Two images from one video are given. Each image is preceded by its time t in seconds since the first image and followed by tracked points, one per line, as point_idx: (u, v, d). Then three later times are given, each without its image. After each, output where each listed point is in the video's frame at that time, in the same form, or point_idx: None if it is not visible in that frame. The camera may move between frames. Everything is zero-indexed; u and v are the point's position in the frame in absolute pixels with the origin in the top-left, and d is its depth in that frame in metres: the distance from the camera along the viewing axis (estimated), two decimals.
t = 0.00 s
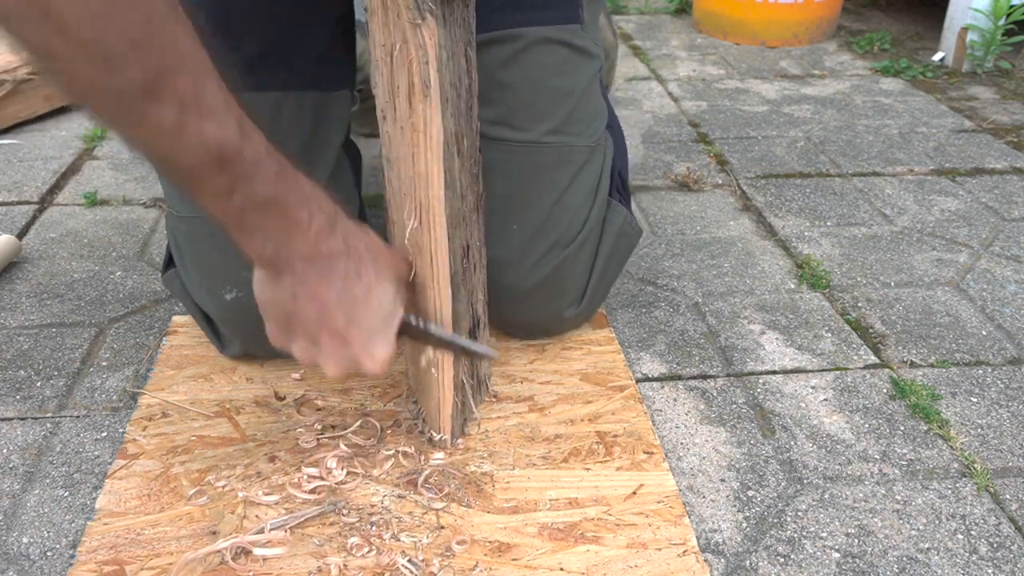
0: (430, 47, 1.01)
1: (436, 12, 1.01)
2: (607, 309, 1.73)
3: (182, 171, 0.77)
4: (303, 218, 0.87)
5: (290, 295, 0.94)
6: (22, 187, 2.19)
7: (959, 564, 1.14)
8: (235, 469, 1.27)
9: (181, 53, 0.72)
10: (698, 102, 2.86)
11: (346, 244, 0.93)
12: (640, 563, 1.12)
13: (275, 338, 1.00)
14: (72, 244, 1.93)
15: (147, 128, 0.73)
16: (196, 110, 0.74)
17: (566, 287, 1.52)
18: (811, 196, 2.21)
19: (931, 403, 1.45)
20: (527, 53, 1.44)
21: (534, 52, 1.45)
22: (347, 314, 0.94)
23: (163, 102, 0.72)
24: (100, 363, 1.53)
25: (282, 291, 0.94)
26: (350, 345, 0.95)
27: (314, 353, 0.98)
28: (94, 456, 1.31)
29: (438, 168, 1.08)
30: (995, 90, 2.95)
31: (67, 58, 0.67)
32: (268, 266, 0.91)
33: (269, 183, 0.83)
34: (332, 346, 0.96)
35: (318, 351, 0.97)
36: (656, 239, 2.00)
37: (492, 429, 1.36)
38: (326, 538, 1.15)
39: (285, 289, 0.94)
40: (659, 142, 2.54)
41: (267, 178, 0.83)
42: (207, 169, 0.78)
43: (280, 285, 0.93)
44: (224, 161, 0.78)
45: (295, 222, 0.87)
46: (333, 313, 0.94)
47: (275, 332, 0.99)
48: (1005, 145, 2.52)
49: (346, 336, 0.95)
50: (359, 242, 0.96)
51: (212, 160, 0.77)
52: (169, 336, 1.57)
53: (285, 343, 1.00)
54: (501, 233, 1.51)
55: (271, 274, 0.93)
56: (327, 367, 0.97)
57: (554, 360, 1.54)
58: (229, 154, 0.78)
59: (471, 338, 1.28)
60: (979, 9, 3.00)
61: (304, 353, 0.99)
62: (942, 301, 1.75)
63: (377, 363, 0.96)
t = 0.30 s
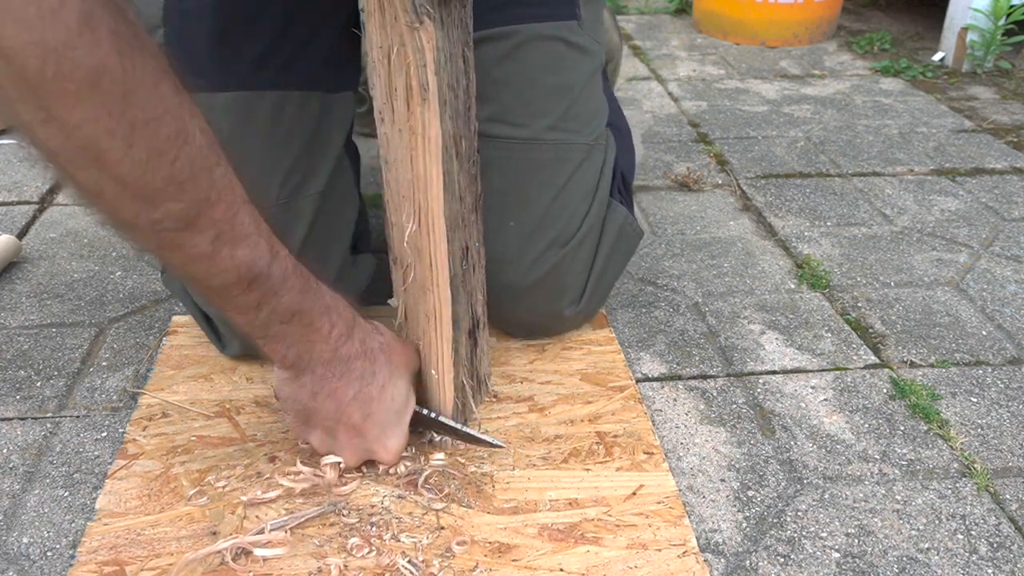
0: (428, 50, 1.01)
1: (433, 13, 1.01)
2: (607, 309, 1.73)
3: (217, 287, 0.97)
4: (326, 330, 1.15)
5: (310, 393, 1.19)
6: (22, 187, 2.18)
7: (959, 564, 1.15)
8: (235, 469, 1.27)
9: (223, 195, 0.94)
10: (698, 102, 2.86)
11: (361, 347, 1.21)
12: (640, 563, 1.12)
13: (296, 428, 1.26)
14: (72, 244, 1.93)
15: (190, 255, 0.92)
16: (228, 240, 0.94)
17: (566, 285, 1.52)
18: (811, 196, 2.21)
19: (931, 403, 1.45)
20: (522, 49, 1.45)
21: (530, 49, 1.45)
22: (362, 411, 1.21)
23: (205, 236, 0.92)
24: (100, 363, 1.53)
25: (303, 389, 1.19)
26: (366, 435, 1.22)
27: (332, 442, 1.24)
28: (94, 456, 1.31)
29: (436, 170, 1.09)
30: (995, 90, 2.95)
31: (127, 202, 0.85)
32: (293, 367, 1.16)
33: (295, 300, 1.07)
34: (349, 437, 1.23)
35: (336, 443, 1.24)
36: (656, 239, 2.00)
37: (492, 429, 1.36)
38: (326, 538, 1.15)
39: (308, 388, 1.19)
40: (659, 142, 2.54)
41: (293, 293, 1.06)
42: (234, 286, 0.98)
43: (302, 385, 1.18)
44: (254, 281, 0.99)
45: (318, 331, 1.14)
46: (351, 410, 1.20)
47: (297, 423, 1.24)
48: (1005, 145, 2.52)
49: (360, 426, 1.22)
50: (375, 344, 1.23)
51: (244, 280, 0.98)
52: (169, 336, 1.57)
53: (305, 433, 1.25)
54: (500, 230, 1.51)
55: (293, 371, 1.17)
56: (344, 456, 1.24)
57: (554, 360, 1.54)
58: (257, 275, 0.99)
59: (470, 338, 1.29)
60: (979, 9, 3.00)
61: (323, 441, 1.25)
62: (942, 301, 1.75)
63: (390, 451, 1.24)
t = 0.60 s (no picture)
0: (430, 51, 1.02)
1: (440, 17, 1.02)
2: (607, 309, 1.73)
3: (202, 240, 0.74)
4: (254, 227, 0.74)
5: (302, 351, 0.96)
6: (22, 187, 2.19)
7: (959, 564, 1.14)
8: (235, 469, 1.27)
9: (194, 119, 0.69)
10: (698, 102, 2.86)
11: (319, 258, 0.79)
12: (640, 563, 1.12)
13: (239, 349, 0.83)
14: (72, 244, 1.94)
15: (171, 203, 0.70)
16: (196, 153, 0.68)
17: (568, 285, 1.52)
18: (811, 196, 2.21)
19: (931, 403, 1.45)
20: (531, 48, 1.44)
21: (539, 48, 1.45)
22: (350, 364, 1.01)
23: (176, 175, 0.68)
24: (100, 363, 1.53)
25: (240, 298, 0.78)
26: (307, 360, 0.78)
27: (275, 365, 0.81)
28: (94, 456, 1.31)
29: (433, 170, 1.09)
30: (995, 90, 2.95)
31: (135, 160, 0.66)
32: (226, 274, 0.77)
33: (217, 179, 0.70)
34: (288, 359, 0.79)
35: (278, 366, 0.80)
36: (656, 239, 2.00)
37: (492, 429, 1.36)
38: (326, 538, 1.15)
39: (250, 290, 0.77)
40: (659, 142, 2.54)
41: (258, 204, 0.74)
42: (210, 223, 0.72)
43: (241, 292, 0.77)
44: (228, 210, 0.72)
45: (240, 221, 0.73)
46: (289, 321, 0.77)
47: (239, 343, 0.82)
48: (1005, 145, 2.52)
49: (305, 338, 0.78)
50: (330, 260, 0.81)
51: (239, 226, 0.73)
52: (169, 336, 1.57)
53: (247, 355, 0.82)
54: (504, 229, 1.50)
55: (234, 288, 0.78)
56: (285, 375, 0.80)
57: (554, 360, 1.54)
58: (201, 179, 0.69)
59: (472, 343, 1.28)
60: (979, 9, 3.00)
61: (264, 366, 0.81)
62: (942, 301, 1.75)
63: (339, 378, 0.80)
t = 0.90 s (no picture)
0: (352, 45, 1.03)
1: (366, 11, 1.03)
2: (607, 309, 1.73)
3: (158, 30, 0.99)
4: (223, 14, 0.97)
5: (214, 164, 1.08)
6: (22, 187, 2.19)
7: (960, 564, 1.14)
8: (235, 469, 1.27)
9: None
10: (698, 102, 2.86)
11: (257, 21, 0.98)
12: (640, 563, 1.12)
13: (186, 127, 1.06)
14: (72, 244, 1.93)
15: None
16: None
17: (569, 290, 1.53)
18: (811, 196, 2.21)
19: (931, 403, 1.45)
20: (536, 54, 1.42)
21: (544, 53, 1.42)
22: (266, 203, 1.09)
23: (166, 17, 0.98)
24: (100, 363, 1.53)
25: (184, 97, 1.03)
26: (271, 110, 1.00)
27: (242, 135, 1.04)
28: (94, 456, 1.31)
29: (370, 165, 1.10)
30: (995, 90, 2.95)
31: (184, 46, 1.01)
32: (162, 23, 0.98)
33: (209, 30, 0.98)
34: (253, 115, 1.01)
35: (243, 124, 1.03)
36: (656, 239, 2.00)
37: (492, 429, 1.36)
38: (326, 538, 1.15)
39: (183, 43, 0.99)
40: (660, 142, 2.54)
41: None
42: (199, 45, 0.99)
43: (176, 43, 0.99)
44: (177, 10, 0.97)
45: None
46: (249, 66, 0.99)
47: (187, 116, 1.05)
48: (1005, 145, 2.52)
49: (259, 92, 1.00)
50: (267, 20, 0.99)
51: None
52: (169, 336, 1.57)
53: (194, 126, 1.06)
54: (506, 234, 1.50)
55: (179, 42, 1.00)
56: (254, 141, 1.03)
57: (554, 360, 1.54)
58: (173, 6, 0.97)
59: (450, 342, 1.29)
60: (979, 9, 3.00)
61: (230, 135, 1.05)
62: (942, 301, 1.75)
63: (308, 125, 0.99)
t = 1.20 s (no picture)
0: (392, 46, 1.02)
1: (409, 13, 1.02)
2: (607, 309, 1.73)
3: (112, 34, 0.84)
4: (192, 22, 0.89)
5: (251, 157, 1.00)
6: (22, 187, 2.19)
7: (959, 564, 1.14)
8: (235, 469, 1.27)
9: None
10: (698, 102, 2.86)
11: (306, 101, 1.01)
12: (640, 563, 1.12)
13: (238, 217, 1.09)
14: (72, 244, 1.93)
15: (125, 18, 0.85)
16: None
17: (569, 290, 1.53)
18: (811, 196, 2.21)
19: (931, 403, 1.45)
20: (535, 53, 1.42)
21: (543, 53, 1.43)
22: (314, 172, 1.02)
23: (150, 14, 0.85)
24: (100, 363, 1.53)
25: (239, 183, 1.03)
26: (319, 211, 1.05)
27: (290, 230, 1.09)
28: (94, 456, 1.31)
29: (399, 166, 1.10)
30: (995, 90, 2.95)
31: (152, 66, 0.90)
32: (221, 129, 0.97)
33: None
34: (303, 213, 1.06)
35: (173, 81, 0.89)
36: (656, 238, 2.00)
37: (492, 429, 1.36)
38: (326, 538, 1.15)
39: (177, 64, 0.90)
40: (659, 142, 2.54)
41: None
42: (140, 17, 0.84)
43: (237, 150, 0.99)
44: None
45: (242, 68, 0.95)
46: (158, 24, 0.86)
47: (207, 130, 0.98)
48: (1005, 145, 2.52)
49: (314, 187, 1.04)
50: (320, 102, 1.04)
51: None
52: (169, 336, 1.57)
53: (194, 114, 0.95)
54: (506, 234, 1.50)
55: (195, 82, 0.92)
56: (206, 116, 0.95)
57: (554, 360, 1.54)
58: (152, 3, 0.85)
59: (456, 345, 1.29)
60: (980, 9, 3.00)
61: (275, 226, 1.09)
62: (942, 301, 1.75)
63: (354, 225, 1.06)
